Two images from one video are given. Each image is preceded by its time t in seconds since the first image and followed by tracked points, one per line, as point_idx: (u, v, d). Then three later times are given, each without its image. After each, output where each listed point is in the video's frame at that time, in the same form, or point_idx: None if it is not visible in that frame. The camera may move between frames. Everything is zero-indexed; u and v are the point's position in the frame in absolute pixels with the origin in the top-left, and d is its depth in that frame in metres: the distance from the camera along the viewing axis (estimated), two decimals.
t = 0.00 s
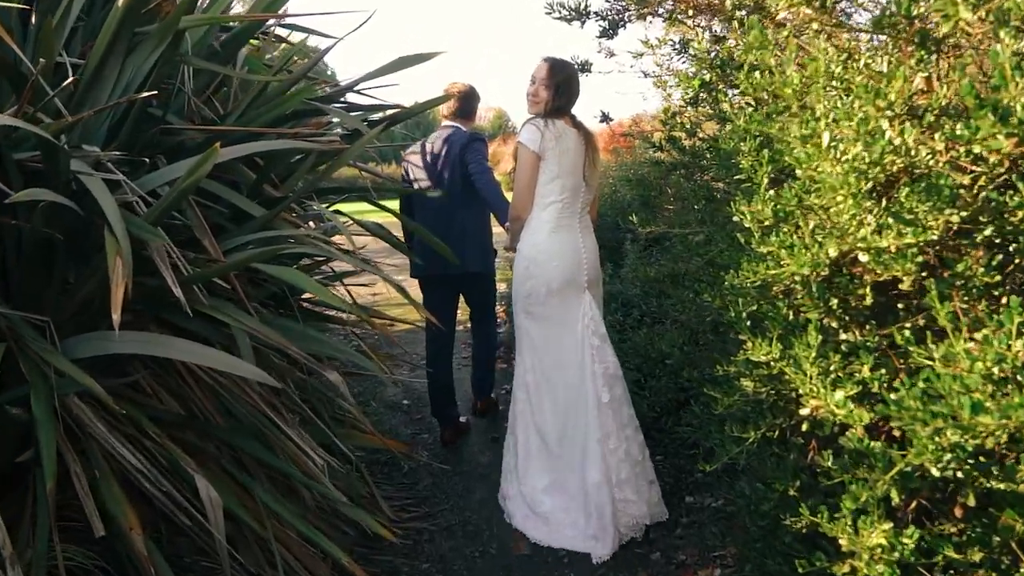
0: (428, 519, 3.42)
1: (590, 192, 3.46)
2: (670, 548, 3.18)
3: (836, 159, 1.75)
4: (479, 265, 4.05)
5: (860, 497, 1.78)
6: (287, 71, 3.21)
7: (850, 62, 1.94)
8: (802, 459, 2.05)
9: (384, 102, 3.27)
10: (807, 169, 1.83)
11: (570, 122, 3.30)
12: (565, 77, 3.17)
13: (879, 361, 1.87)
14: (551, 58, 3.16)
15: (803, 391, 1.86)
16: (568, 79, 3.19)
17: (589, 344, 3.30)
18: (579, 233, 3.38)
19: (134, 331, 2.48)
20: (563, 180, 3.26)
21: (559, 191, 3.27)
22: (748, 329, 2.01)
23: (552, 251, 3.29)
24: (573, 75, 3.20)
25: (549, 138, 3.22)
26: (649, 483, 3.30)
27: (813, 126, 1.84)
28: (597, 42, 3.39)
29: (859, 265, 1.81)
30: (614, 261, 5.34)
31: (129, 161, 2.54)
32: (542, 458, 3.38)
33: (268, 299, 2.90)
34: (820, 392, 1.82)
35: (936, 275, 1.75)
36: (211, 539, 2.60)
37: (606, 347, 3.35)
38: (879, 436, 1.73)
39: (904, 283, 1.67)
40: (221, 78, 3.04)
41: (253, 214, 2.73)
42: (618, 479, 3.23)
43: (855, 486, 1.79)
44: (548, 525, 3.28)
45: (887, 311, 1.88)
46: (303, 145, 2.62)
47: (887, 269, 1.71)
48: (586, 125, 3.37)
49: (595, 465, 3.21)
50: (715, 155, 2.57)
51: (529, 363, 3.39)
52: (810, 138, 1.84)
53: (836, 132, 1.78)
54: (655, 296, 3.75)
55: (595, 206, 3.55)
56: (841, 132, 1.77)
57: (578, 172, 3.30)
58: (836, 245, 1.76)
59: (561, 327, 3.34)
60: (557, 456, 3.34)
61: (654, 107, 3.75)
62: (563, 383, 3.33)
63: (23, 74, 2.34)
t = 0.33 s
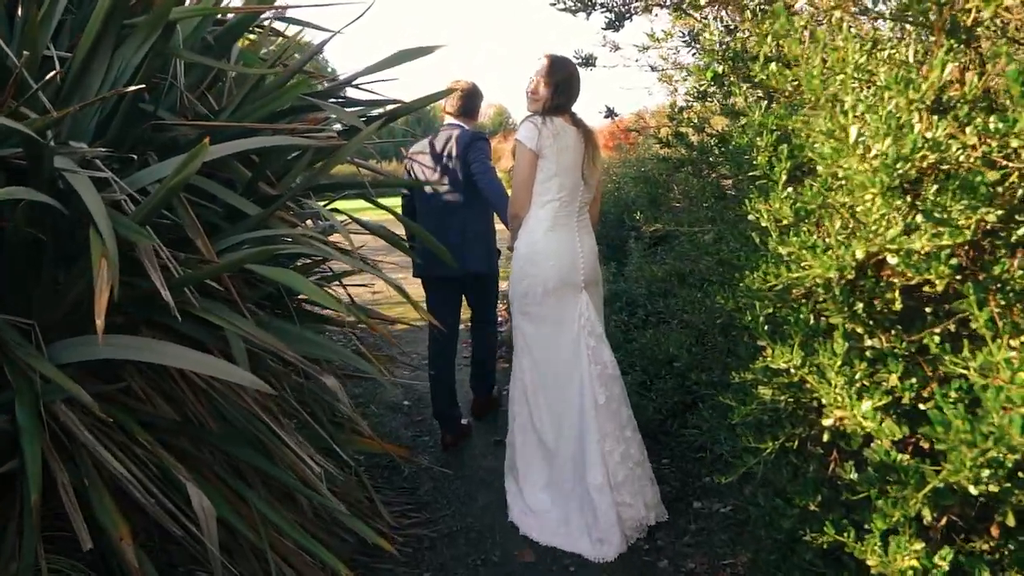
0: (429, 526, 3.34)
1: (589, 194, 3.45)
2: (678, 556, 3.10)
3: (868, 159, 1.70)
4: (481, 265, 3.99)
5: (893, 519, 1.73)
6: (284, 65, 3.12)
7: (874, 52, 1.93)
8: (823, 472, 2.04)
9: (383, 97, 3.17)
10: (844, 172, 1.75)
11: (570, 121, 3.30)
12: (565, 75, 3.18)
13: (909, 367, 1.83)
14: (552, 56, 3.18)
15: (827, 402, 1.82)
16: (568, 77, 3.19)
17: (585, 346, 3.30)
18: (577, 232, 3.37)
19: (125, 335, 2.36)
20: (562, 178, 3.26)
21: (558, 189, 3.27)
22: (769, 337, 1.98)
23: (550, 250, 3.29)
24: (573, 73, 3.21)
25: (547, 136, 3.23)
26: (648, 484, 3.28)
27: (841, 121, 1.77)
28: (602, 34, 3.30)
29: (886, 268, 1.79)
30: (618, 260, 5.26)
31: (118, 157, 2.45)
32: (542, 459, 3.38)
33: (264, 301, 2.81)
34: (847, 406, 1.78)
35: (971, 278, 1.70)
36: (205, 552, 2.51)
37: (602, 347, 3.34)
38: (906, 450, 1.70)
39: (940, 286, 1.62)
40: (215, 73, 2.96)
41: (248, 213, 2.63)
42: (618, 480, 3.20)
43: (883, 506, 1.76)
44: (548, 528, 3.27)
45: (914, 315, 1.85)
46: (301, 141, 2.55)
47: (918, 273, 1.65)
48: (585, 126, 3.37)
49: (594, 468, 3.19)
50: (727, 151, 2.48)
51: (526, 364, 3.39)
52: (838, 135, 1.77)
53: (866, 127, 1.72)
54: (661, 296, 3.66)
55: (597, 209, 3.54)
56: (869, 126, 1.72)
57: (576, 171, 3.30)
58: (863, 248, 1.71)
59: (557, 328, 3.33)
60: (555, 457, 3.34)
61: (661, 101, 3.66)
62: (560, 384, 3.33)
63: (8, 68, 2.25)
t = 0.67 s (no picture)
0: (427, 535, 3.25)
1: (585, 196, 3.38)
2: (683, 567, 2.99)
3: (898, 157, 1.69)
4: (482, 265, 3.90)
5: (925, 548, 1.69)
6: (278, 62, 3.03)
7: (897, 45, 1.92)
8: (842, 489, 2.02)
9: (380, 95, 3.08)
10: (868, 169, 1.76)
11: (565, 123, 3.24)
12: (559, 76, 3.14)
13: (940, 378, 1.82)
14: (547, 58, 3.14)
15: (850, 417, 1.82)
16: (563, 78, 3.15)
17: (579, 348, 3.24)
18: (572, 235, 3.30)
19: (111, 341, 2.27)
20: (555, 180, 3.21)
21: (551, 192, 3.22)
22: (786, 349, 1.96)
23: (543, 252, 3.22)
24: (567, 75, 3.16)
25: (540, 139, 3.17)
26: (645, 487, 3.23)
27: (868, 116, 1.78)
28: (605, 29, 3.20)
29: (912, 275, 1.80)
30: (620, 260, 5.16)
31: (103, 157, 2.36)
32: (536, 463, 3.32)
33: (255, 306, 2.72)
34: (873, 423, 1.77)
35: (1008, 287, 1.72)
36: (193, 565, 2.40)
37: (596, 350, 3.28)
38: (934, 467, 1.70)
39: (975, 294, 1.61)
40: (207, 71, 2.87)
41: (239, 215, 2.53)
42: (613, 485, 3.15)
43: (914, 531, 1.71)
44: (544, 534, 3.21)
45: (937, 326, 1.85)
46: (294, 141, 2.44)
47: (949, 280, 1.66)
48: (582, 127, 3.29)
49: (589, 472, 3.14)
50: (737, 150, 2.40)
51: (519, 367, 3.32)
52: (867, 131, 1.78)
53: (895, 123, 1.73)
54: (666, 298, 3.57)
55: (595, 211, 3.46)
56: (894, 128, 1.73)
57: (570, 175, 3.23)
58: (891, 254, 1.71)
59: (551, 330, 3.27)
60: (549, 461, 3.27)
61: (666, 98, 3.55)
62: (553, 388, 3.26)
63: None
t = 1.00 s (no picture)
0: (424, 544, 3.17)
1: (580, 196, 3.31)
2: None
3: (925, 159, 1.67)
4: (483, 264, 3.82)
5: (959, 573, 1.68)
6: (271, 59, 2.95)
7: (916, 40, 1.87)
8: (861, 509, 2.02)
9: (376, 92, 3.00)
10: (892, 168, 1.74)
11: (558, 123, 3.19)
12: (550, 75, 3.09)
13: (968, 392, 1.78)
14: (538, 59, 3.09)
15: (872, 434, 1.82)
16: (555, 78, 3.10)
17: (571, 349, 3.17)
18: (565, 236, 3.24)
19: (96, 347, 2.18)
20: (547, 181, 3.15)
21: (543, 193, 3.16)
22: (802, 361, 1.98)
23: (536, 253, 3.16)
24: (559, 75, 3.11)
25: (532, 139, 3.11)
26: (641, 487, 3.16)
27: (897, 114, 1.74)
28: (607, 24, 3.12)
29: (939, 284, 1.77)
30: (620, 260, 5.08)
31: (87, 157, 2.27)
32: (530, 468, 3.24)
33: (246, 309, 2.63)
34: (897, 440, 1.77)
35: None
36: None
37: (587, 349, 3.21)
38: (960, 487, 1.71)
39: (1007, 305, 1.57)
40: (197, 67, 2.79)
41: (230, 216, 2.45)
42: (609, 486, 3.08)
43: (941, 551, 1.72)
44: (544, 541, 3.13)
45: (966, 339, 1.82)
46: (287, 139, 2.36)
47: (979, 289, 1.62)
48: (574, 127, 3.23)
49: (585, 473, 3.07)
50: (746, 148, 2.32)
51: (512, 371, 3.26)
52: (892, 130, 1.75)
53: (922, 123, 1.71)
54: (669, 300, 3.49)
55: (589, 211, 3.39)
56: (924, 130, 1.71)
57: (563, 175, 3.17)
58: (916, 263, 1.69)
59: (543, 331, 3.20)
60: (544, 466, 3.19)
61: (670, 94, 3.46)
62: (546, 389, 3.19)
63: None
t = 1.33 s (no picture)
0: (423, 553, 3.10)
1: (574, 194, 3.24)
2: None
3: (951, 158, 1.63)
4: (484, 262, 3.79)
5: None
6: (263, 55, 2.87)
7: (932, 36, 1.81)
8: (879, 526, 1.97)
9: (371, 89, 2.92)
10: (917, 167, 1.68)
11: (550, 121, 3.11)
12: (542, 73, 3.02)
13: (996, 406, 1.75)
14: (530, 58, 3.03)
15: (895, 450, 1.78)
16: (548, 78, 3.03)
17: (563, 348, 3.10)
18: (559, 235, 3.17)
19: (80, 355, 2.11)
20: (540, 180, 3.07)
21: (536, 191, 3.09)
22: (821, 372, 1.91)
23: (529, 252, 3.09)
24: (551, 73, 3.04)
25: (524, 138, 3.05)
26: (634, 486, 3.11)
27: (923, 111, 1.71)
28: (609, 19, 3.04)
29: (966, 292, 1.73)
30: (620, 260, 5.00)
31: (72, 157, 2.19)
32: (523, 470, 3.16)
33: (238, 313, 2.56)
34: (922, 458, 1.73)
35: None
36: None
37: (579, 348, 3.14)
38: (988, 508, 1.69)
39: None
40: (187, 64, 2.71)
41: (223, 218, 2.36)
42: (603, 486, 3.03)
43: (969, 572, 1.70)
44: (541, 545, 3.06)
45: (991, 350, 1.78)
46: (283, 137, 2.26)
47: (1012, 297, 1.56)
48: (569, 125, 3.16)
49: (579, 473, 3.02)
50: (755, 147, 2.26)
51: (503, 371, 3.19)
52: (919, 127, 1.72)
53: (952, 121, 1.67)
54: (672, 301, 3.41)
55: (584, 210, 3.33)
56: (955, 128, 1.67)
57: (557, 173, 3.10)
58: (943, 270, 1.63)
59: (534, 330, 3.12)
60: (537, 468, 3.11)
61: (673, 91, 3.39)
62: (539, 389, 3.12)
63: None
